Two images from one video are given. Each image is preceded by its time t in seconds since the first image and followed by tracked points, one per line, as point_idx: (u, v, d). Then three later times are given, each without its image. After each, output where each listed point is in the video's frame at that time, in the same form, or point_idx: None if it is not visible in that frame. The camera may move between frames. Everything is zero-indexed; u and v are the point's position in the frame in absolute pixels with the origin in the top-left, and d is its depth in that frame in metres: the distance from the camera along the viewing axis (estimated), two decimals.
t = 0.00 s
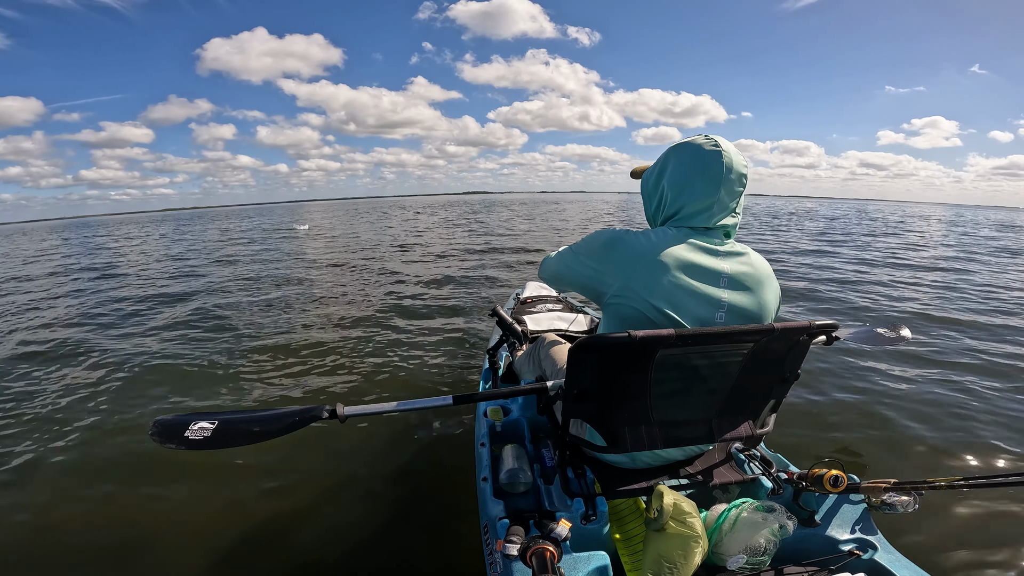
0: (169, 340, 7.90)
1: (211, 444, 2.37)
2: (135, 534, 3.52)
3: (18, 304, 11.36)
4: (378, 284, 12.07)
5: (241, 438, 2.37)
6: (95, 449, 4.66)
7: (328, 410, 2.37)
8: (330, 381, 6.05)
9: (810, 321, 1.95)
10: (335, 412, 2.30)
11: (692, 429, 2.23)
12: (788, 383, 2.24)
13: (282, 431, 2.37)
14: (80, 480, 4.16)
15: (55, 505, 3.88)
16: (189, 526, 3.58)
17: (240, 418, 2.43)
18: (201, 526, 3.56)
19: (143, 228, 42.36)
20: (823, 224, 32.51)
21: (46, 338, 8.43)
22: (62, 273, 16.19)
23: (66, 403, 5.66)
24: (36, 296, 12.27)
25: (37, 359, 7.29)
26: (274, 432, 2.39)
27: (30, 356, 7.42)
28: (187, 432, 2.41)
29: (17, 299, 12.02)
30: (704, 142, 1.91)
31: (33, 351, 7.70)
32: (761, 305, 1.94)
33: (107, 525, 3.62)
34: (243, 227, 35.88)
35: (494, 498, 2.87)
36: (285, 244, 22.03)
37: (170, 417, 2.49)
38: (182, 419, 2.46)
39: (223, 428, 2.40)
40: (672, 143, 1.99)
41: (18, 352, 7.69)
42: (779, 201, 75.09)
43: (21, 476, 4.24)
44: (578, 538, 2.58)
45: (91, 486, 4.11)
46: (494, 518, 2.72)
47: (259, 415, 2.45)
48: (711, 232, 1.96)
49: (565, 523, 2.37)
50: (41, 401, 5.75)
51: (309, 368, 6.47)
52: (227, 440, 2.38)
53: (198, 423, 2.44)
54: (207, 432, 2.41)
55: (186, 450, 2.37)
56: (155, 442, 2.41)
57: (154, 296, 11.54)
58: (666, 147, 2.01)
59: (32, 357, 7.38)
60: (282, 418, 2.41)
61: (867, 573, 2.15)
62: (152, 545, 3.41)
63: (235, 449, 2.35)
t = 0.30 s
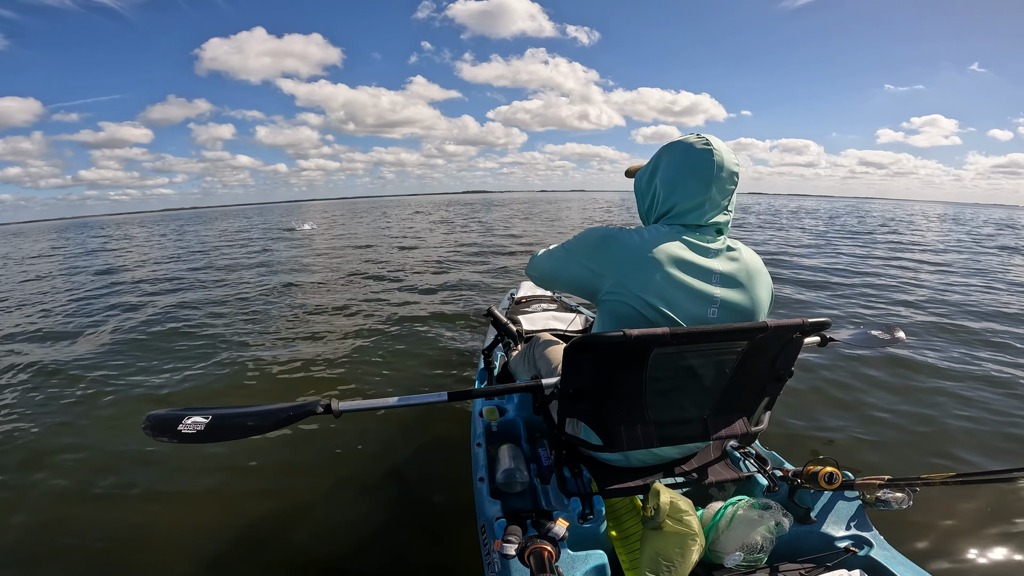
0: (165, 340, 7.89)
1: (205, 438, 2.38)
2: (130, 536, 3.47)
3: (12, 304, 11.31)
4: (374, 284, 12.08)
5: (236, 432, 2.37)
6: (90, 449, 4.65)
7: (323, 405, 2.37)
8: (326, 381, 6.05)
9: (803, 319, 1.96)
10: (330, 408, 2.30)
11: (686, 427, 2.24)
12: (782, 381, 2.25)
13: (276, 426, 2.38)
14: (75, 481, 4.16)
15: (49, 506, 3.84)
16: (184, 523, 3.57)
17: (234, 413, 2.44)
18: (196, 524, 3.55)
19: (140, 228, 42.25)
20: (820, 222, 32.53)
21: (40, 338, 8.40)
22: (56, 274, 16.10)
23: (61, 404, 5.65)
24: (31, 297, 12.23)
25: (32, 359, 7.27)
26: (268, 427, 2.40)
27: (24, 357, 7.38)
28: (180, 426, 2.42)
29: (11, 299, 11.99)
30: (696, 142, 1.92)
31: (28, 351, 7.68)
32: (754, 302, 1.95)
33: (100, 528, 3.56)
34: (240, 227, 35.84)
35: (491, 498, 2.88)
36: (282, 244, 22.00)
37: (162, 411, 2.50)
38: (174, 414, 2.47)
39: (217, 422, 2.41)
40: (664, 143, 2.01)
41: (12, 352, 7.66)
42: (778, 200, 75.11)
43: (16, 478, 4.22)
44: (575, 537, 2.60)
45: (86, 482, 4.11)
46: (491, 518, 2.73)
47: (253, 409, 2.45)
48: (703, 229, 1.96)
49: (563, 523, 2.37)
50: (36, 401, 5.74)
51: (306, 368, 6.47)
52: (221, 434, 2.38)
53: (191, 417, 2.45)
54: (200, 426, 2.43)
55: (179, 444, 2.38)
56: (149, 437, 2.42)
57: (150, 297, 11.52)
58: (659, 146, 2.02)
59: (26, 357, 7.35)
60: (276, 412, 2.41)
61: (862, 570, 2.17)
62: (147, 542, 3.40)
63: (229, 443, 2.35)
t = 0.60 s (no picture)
0: (162, 340, 7.91)
1: (200, 442, 2.40)
2: (125, 538, 3.53)
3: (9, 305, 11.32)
4: (371, 283, 12.10)
5: (232, 436, 2.40)
6: (89, 450, 4.66)
7: (318, 408, 2.39)
8: (322, 380, 6.07)
9: (796, 316, 1.97)
10: (326, 410, 2.32)
11: (682, 424, 2.26)
12: (776, 377, 2.27)
13: (272, 429, 2.40)
14: (74, 483, 4.18)
15: (46, 508, 3.87)
16: (182, 527, 3.62)
17: (230, 417, 2.46)
18: (194, 529, 3.59)
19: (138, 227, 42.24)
20: (818, 220, 32.51)
21: (37, 338, 8.41)
22: (53, 274, 16.09)
23: (59, 404, 5.67)
24: (28, 297, 12.23)
25: (29, 360, 7.29)
26: (264, 432, 2.42)
27: (22, 357, 7.40)
28: (174, 431, 2.44)
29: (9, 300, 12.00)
30: (687, 139, 1.93)
31: (25, 352, 7.69)
32: (747, 298, 1.96)
33: (97, 529, 3.63)
34: (238, 226, 35.83)
35: (488, 497, 2.90)
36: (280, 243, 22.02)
37: (157, 416, 2.52)
38: (169, 419, 2.49)
39: (212, 427, 2.43)
40: (657, 140, 2.02)
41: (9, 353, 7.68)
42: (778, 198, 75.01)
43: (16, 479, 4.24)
44: (571, 534, 2.61)
45: (86, 485, 4.14)
46: (487, 516, 2.74)
47: (248, 415, 2.48)
48: (696, 227, 1.97)
49: (559, 520, 2.39)
50: (34, 402, 5.76)
51: (303, 368, 6.49)
52: (216, 438, 2.40)
53: (185, 422, 2.47)
54: (196, 431, 2.44)
55: (175, 448, 2.39)
56: (143, 442, 2.42)
57: (147, 296, 11.54)
58: (651, 143, 2.03)
59: (24, 358, 7.37)
60: (272, 417, 2.44)
61: (857, 566, 2.19)
62: (146, 547, 3.45)
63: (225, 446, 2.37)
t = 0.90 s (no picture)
0: (161, 340, 7.95)
1: (195, 440, 2.42)
2: (121, 532, 3.53)
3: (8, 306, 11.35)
4: (369, 281, 12.13)
5: (227, 434, 2.41)
6: (88, 449, 4.69)
7: (315, 405, 2.41)
8: (320, 379, 6.10)
9: (791, 312, 1.98)
10: (322, 407, 2.34)
11: (678, 420, 2.27)
12: (771, 373, 2.28)
13: (267, 426, 2.42)
14: (73, 481, 4.21)
15: (45, 505, 3.89)
16: (176, 523, 3.61)
17: (225, 415, 2.48)
18: (189, 525, 3.58)
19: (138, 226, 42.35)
20: (818, 218, 32.44)
21: (37, 339, 8.45)
22: (53, 274, 16.13)
23: (59, 404, 5.71)
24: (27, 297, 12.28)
25: (29, 360, 7.33)
26: (259, 428, 2.44)
27: (22, 358, 7.44)
28: (170, 429, 2.47)
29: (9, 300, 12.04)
30: (682, 135, 1.94)
31: (25, 352, 7.74)
32: (743, 294, 1.97)
33: (94, 525, 3.64)
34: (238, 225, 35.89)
35: (485, 494, 2.92)
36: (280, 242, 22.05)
37: (152, 415, 2.55)
38: (164, 418, 2.51)
39: (207, 425, 2.45)
40: (651, 137, 2.03)
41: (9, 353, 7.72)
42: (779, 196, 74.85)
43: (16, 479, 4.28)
44: (569, 531, 2.61)
45: (84, 482, 4.17)
46: (485, 514, 2.77)
47: (243, 412, 2.50)
48: (691, 223, 1.98)
49: (556, 517, 2.41)
50: (34, 402, 5.80)
51: (301, 366, 6.53)
52: (211, 436, 2.42)
53: (181, 420, 2.49)
54: (191, 429, 2.47)
55: (170, 446, 2.41)
56: (138, 440, 2.46)
57: (146, 296, 11.58)
58: (646, 140, 2.05)
59: (23, 359, 7.41)
60: (267, 414, 2.45)
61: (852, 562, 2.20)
62: (139, 542, 3.44)
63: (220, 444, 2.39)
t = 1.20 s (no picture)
0: (160, 340, 7.97)
1: (192, 442, 2.45)
2: (120, 533, 3.59)
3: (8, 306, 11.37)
4: (368, 281, 12.13)
5: (224, 436, 2.44)
6: (88, 452, 4.71)
7: (311, 407, 2.43)
8: (319, 380, 6.12)
9: (786, 312, 1.99)
10: (318, 409, 2.36)
11: (675, 420, 2.28)
12: (767, 372, 2.28)
13: (264, 428, 2.45)
14: (75, 482, 4.24)
15: (46, 506, 3.94)
16: (175, 523, 3.66)
17: (222, 417, 2.50)
18: (187, 525, 3.63)
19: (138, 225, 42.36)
20: (821, 216, 32.23)
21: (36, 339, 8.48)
22: (52, 274, 16.13)
23: (59, 406, 5.74)
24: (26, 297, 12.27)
25: (29, 362, 7.36)
26: (256, 430, 2.47)
27: (22, 359, 7.47)
28: (167, 431, 2.49)
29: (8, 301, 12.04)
30: (676, 135, 1.94)
31: (24, 354, 7.76)
32: (738, 295, 1.98)
33: (94, 524, 3.70)
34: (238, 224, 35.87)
35: (482, 495, 2.94)
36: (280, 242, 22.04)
37: (148, 417, 2.57)
38: (160, 419, 2.54)
39: (203, 426, 2.47)
40: (646, 137, 2.03)
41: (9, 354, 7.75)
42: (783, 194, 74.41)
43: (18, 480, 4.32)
44: (567, 531, 2.62)
45: (84, 483, 4.21)
46: (483, 514, 2.79)
47: (241, 413, 2.52)
48: (686, 224, 1.99)
49: (554, 518, 2.43)
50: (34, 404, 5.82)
51: (300, 366, 6.55)
52: (207, 438, 2.44)
53: (177, 422, 2.51)
54: (187, 430, 2.49)
55: (166, 448, 2.44)
56: (135, 442, 2.48)
57: (146, 296, 11.60)
58: (640, 140, 2.05)
59: (23, 360, 7.44)
60: (263, 416, 2.48)
61: (849, 561, 2.20)
62: (138, 541, 3.50)
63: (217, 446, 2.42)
